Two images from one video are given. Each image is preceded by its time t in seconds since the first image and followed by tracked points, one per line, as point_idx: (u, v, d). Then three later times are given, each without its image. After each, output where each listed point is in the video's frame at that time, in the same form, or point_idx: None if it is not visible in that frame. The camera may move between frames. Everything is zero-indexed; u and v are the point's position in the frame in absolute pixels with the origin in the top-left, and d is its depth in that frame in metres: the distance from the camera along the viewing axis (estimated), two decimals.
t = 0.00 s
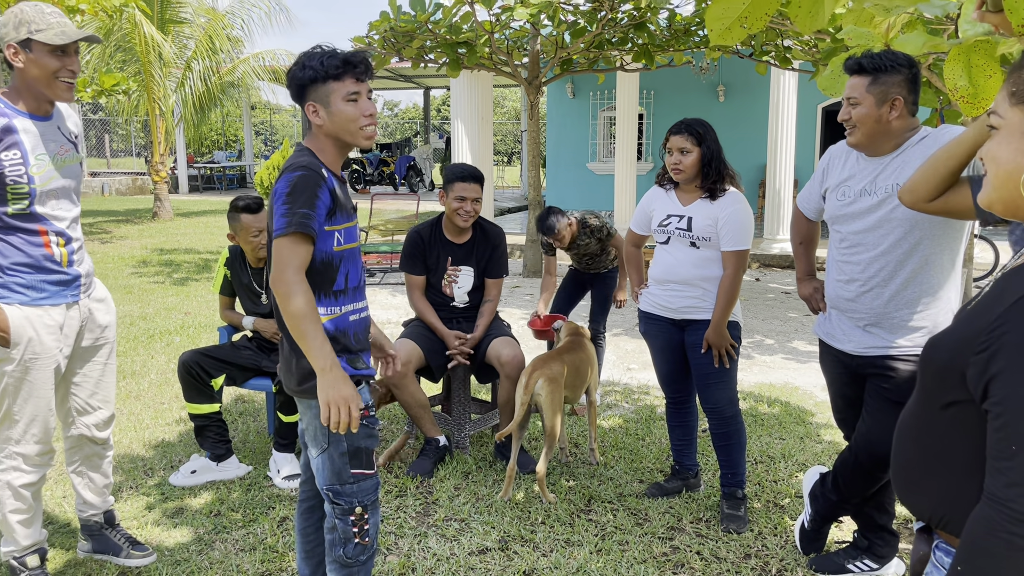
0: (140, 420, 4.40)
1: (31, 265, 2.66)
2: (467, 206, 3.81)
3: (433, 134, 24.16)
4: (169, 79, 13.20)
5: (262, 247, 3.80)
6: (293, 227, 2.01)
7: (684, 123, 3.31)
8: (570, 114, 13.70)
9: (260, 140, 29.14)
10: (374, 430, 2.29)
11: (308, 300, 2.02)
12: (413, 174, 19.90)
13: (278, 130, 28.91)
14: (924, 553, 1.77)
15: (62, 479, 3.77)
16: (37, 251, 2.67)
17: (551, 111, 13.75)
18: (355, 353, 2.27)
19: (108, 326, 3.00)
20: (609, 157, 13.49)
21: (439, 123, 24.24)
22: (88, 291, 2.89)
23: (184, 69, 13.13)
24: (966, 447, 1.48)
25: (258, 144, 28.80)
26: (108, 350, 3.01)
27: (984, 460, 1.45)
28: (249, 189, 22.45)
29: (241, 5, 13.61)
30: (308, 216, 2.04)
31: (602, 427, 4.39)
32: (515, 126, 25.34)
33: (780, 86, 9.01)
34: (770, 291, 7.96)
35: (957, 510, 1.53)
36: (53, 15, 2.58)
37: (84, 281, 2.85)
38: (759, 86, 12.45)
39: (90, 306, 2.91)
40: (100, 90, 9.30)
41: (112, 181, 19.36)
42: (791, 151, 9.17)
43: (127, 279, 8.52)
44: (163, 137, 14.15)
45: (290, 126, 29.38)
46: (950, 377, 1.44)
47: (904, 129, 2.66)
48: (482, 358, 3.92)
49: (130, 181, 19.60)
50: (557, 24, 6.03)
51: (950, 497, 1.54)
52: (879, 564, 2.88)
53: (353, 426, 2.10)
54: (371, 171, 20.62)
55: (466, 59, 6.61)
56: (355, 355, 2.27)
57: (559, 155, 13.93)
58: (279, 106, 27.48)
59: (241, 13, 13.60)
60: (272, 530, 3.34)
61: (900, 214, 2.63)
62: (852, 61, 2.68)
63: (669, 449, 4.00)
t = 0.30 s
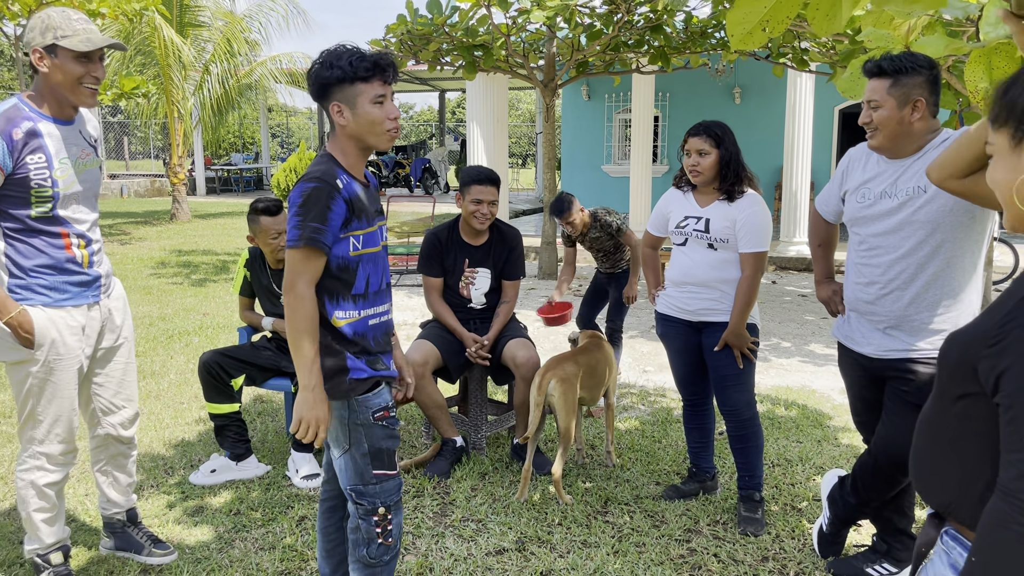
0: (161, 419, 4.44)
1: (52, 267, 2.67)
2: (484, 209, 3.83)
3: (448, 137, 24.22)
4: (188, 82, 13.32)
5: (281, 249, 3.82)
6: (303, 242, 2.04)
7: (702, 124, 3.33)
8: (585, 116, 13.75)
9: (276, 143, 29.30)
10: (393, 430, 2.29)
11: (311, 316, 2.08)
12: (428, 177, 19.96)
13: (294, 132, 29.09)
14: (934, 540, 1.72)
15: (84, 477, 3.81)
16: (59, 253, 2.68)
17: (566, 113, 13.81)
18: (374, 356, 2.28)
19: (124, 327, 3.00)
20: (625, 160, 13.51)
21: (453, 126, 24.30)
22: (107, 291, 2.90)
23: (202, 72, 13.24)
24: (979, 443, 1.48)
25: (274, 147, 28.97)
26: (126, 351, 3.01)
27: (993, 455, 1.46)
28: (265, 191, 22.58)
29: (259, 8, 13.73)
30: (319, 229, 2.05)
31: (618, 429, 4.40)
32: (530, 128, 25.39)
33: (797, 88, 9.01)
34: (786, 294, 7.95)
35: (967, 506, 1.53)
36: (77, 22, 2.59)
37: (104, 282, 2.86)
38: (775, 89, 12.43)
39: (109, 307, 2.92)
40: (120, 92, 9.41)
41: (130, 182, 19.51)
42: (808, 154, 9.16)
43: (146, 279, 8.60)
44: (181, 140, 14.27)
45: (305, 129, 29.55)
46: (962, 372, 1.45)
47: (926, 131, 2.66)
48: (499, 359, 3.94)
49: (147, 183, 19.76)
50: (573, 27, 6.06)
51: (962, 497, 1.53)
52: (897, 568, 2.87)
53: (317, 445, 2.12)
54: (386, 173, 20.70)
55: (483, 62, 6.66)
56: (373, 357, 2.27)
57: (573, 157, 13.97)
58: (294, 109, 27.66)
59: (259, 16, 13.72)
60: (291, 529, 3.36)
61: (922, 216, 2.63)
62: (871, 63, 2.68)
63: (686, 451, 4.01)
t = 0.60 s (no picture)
0: (179, 418, 4.47)
1: (69, 267, 2.68)
2: (495, 215, 3.84)
3: (463, 138, 24.25)
4: (206, 84, 13.41)
5: (298, 250, 3.84)
6: (326, 246, 2.04)
7: (720, 125, 3.32)
8: (601, 117, 13.75)
9: (292, 145, 29.45)
10: (414, 432, 2.29)
11: (344, 319, 2.07)
12: (443, 178, 20.00)
13: (309, 134, 29.24)
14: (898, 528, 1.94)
15: (104, 475, 3.85)
16: (75, 254, 2.69)
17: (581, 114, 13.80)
18: (395, 358, 2.28)
19: (144, 326, 3.02)
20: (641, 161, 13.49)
21: (468, 127, 24.34)
22: (128, 288, 2.91)
23: (220, 73, 13.34)
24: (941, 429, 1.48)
25: (290, 148, 29.12)
26: (145, 348, 3.03)
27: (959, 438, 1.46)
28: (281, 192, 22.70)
29: (276, 10, 13.81)
30: (341, 231, 2.05)
31: (634, 431, 4.39)
32: (545, 129, 25.37)
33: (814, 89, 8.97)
34: (804, 296, 7.91)
35: (926, 488, 1.54)
36: (90, 22, 2.60)
37: (123, 280, 2.87)
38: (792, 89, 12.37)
39: (130, 304, 2.93)
40: (139, 94, 9.50)
41: (149, 184, 19.67)
42: (825, 156, 9.11)
43: (166, 279, 8.67)
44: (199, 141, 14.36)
45: (320, 130, 29.69)
46: (922, 363, 1.43)
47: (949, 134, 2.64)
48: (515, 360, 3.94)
49: (165, 184, 19.90)
50: (590, 28, 6.06)
51: (928, 486, 1.54)
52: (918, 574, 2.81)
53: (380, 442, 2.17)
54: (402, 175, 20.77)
55: (499, 63, 6.68)
56: (395, 359, 2.27)
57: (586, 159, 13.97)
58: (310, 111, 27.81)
59: (276, 18, 13.80)
60: (308, 528, 3.38)
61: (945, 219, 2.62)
62: (893, 64, 2.64)
63: (703, 454, 4.00)
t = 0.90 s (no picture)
0: (196, 417, 4.50)
1: (87, 266, 2.70)
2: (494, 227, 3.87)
3: (478, 138, 24.29)
4: (223, 84, 13.50)
5: (313, 249, 3.86)
6: (359, 255, 2.02)
7: (737, 125, 3.31)
8: (616, 117, 13.73)
9: (309, 145, 29.62)
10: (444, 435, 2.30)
11: (386, 329, 2.05)
12: (459, 178, 20.04)
13: (325, 134, 29.39)
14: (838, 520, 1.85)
15: (122, 473, 3.88)
16: (92, 253, 2.71)
17: (597, 114, 13.78)
18: (424, 361, 2.29)
19: (160, 325, 3.03)
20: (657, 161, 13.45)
21: (483, 127, 24.38)
22: (146, 287, 2.93)
23: (237, 74, 13.44)
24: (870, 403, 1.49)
25: (307, 149, 29.27)
26: (160, 345, 3.05)
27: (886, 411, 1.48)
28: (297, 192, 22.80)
29: (293, 10, 13.89)
30: (372, 240, 2.04)
31: (649, 432, 4.37)
32: (561, 129, 25.36)
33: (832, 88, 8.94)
34: (821, 297, 7.86)
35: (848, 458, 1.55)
36: (106, 21, 2.63)
37: (140, 279, 2.89)
38: (809, 89, 12.30)
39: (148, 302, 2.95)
40: (157, 94, 9.58)
41: (166, 183, 19.82)
42: (842, 156, 9.05)
43: (184, 279, 8.74)
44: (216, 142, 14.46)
45: (336, 131, 29.84)
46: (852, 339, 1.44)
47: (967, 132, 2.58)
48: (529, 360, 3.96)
49: (183, 184, 20.05)
50: (606, 28, 6.06)
51: (849, 450, 1.53)
52: None
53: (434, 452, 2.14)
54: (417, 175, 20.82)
55: (515, 63, 6.69)
56: (424, 363, 2.29)
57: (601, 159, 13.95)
58: (326, 112, 27.96)
59: (293, 19, 13.88)
60: (324, 527, 3.39)
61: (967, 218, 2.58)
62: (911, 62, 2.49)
63: (719, 455, 3.98)
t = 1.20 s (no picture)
0: (211, 415, 4.53)
1: (107, 264, 2.73)
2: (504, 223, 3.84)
3: (493, 137, 24.31)
4: (239, 84, 13.58)
5: (326, 247, 3.88)
6: (377, 260, 2.02)
7: (756, 122, 3.28)
8: (630, 117, 13.70)
9: (323, 145, 29.77)
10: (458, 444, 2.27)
11: (410, 334, 2.05)
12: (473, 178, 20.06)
13: (340, 135, 29.51)
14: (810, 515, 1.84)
15: (137, 470, 3.91)
16: (112, 250, 2.74)
17: (611, 114, 13.76)
18: (445, 366, 2.25)
19: (172, 325, 3.04)
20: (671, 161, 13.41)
21: (498, 127, 24.40)
22: (161, 289, 2.95)
23: (252, 74, 13.52)
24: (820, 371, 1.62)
25: (322, 149, 29.40)
26: (173, 345, 3.05)
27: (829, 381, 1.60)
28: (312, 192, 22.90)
29: (308, 10, 13.97)
30: (386, 244, 2.03)
31: (663, 432, 4.35)
32: (575, 129, 25.32)
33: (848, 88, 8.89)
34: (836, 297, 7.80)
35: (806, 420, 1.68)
36: (121, 22, 2.64)
37: (157, 280, 2.91)
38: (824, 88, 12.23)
39: (161, 304, 2.98)
40: (173, 95, 9.66)
41: (182, 183, 19.96)
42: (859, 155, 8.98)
43: (199, 278, 8.80)
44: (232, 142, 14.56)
45: (352, 131, 29.96)
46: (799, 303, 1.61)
47: (987, 130, 2.57)
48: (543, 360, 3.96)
49: (198, 183, 20.18)
50: (620, 27, 6.05)
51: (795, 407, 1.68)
52: None
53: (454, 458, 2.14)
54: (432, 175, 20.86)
55: (529, 62, 6.71)
56: (445, 368, 2.25)
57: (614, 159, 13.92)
58: (341, 112, 28.08)
59: (308, 19, 13.96)
60: (337, 525, 3.40)
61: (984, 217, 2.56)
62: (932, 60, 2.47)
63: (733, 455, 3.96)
